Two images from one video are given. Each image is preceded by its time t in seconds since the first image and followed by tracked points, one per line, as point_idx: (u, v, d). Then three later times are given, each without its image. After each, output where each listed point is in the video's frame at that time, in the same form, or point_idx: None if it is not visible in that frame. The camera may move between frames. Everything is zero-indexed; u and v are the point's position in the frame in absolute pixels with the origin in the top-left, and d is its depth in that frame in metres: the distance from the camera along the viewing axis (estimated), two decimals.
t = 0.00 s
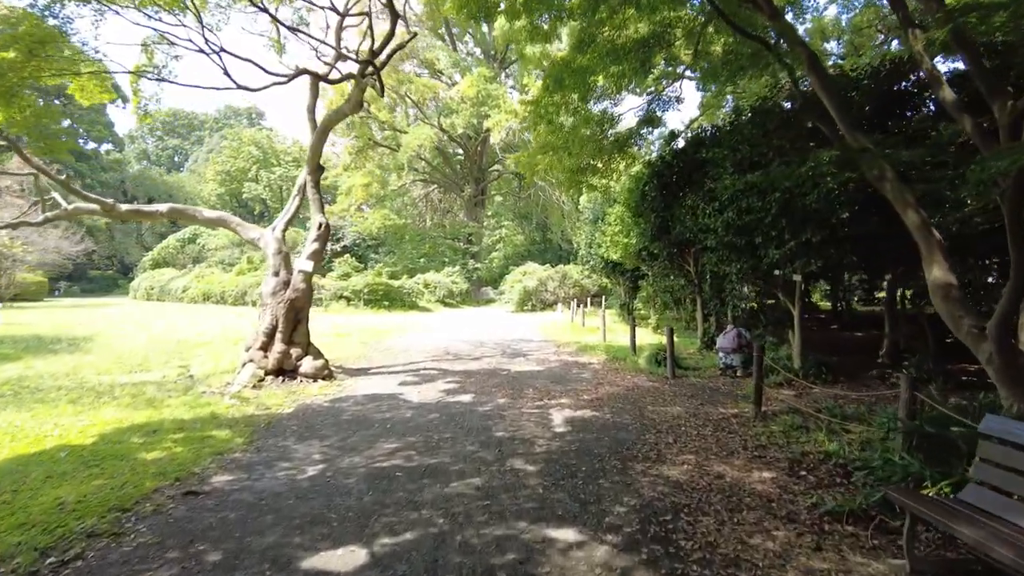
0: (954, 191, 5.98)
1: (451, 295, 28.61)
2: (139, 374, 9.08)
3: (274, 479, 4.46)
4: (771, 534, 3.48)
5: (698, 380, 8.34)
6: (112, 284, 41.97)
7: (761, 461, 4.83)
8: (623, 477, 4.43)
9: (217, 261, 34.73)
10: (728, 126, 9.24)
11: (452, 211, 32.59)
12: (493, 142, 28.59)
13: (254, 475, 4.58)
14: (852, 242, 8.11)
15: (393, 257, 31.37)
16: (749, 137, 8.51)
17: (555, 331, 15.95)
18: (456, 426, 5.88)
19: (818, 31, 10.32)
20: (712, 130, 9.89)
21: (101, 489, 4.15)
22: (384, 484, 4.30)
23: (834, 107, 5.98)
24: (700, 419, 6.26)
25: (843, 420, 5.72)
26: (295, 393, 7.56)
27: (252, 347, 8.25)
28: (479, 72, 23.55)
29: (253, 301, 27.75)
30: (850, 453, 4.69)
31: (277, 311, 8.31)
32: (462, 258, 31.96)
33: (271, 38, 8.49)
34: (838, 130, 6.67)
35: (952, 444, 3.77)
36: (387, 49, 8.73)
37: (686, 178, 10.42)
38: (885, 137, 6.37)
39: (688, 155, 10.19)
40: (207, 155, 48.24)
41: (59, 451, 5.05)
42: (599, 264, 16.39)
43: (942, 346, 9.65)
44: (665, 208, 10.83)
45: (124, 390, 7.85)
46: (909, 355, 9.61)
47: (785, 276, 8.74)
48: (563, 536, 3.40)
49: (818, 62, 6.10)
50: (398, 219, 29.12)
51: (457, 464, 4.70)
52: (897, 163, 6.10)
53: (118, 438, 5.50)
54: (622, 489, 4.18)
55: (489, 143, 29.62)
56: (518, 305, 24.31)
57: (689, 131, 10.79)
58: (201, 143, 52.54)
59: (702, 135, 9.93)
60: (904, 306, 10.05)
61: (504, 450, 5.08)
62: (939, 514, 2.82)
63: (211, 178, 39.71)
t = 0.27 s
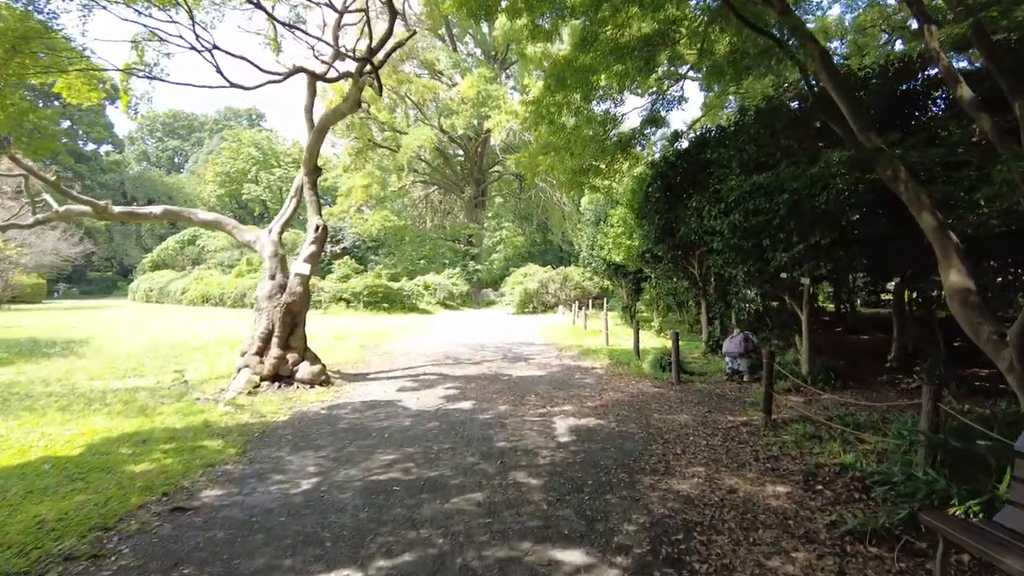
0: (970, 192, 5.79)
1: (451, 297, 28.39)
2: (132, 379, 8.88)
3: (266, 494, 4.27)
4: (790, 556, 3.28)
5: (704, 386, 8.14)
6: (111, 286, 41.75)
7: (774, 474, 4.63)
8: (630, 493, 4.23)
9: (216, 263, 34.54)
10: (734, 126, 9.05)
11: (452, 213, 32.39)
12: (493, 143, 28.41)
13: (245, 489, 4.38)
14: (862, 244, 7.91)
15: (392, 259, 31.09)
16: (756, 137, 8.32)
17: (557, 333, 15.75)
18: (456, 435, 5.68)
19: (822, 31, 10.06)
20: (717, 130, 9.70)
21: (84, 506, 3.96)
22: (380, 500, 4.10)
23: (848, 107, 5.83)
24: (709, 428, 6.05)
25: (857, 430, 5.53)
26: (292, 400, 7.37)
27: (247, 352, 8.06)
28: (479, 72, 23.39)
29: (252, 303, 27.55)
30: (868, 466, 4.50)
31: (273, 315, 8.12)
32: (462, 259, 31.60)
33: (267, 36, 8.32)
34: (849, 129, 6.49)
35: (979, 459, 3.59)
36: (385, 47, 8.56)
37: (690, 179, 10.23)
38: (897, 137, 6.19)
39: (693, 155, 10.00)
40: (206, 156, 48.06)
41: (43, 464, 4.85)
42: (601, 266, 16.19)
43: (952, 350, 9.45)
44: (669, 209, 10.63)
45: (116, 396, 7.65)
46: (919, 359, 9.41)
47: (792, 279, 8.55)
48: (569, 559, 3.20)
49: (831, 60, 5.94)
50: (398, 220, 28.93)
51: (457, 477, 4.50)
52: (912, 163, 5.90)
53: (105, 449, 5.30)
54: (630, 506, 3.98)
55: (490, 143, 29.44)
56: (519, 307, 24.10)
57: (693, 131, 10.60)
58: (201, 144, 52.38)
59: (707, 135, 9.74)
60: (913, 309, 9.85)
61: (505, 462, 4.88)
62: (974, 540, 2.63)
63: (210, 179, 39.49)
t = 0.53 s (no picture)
0: (988, 189, 5.60)
1: (451, 297, 28.18)
2: (126, 381, 8.69)
3: (258, 503, 4.07)
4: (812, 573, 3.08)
5: (712, 389, 7.92)
6: (110, 286, 41.54)
7: (789, 482, 4.43)
8: (641, 503, 4.03)
9: (215, 263, 34.35)
10: (742, 123, 8.86)
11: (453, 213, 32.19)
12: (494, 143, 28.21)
13: (236, 498, 4.17)
14: (873, 244, 7.72)
15: (392, 259, 30.97)
16: (764, 134, 8.13)
17: (558, 334, 15.57)
18: (456, 440, 5.48)
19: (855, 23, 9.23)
20: (723, 127, 9.50)
21: (66, 515, 3.76)
22: (377, 510, 3.90)
23: (863, 102, 5.65)
24: (718, 432, 5.86)
25: (872, 435, 5.33)
26: (288, 403, 7.17)
27: (243, 353, 7.86)
28: (480, 72, 23.18)
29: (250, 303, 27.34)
30: (888, 474, 4.29)
31: (269, 315, 7.92)
32: (463, 259, 31.45)
33: (264, 31, 8.16)
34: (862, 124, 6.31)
35: (1009, 467, 3.40)
36: (383, 42, 8.37)
37: (695, 177, 10.04)
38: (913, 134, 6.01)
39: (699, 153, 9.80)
40: (206, 156, 47.87)
41: (26, 471, 4.64)
42: (603, 266, 15.99)
43: (964, 352, 9.25)
44: (674, 208, 10.44)
45: (108, 399, 7.46)
46: (929, 361, 9.21)
47: (801, 279, 8.35)
48: None
49: (843, 54, 5.80)
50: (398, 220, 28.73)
51: (458, 486, 4.30)
52: (928, 159, 5.71)
53: (92, 454, 5.09)
54: (639, 517, 3.79)
55: (490, 143, 29.24)
56: (520, 308, 23.88)
57: (698, 129, 10.42)
58: (201, 144, 52.17)
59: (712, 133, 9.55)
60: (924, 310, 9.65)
61: (508, 469, 4.68)
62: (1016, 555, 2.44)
63: (210, 179, 39.28)
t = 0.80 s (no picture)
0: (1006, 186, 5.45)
1: (452, 298, 28.01)
2: (121, 382, 8.52)
3: (254, 511, 3.91)
4: None
5: (719, 391, 7.76)
6: (109, 286, 41.36)
7: (806, 489, 4.26)
8: (652, 510, 3.86)
9: (214, 263, 34.19)
10: (749, 120, 8.70)
11: (453, 213, 32.03)
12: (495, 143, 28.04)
13: (231, 506, 4.00)
14: (884, 243, 7.56)
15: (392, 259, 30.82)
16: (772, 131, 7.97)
17: (560, 334, 15.43)
18: (459, 444, 5.32)
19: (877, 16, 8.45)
20: (729, 125, 9.35)
21: (52, 524, 3.59)
22: (378, 519, 3.73)
23: (877, 97, 5.51)
24: (728, 436, 5.70)
25: (888, 439, 5.17)
26: (287, 404, 7.01)
27: (240, 354, 7.69)
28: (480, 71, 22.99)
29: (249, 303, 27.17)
30: (908, 481, 4.13)
31: (267, 315, 7.76)
32: (463, 259, 31.28)
33: (263, 25, 7.99)
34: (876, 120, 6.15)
35: None
36: (384, 37, 8.21)
37: (700, 175, 9.88)
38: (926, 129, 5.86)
39: (704, 151, 9.64)
40: (206, 155, 47.70)
41: (13, 476, 4.48)
42: (605, 266, 15.83)
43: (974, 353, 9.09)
44: (679, 207, 10.28)
45: (102, 401, 7.29)
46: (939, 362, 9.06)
47: (809, 279, 8.19)
48: None
49: (857, 47, 5.68)
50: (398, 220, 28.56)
51: (461, 492, 4.14)
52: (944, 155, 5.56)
53: (83, 459, 4.92)
54: (652, 526, 3.62)
55: (491, 143, 29.07)
56: (520, 308, 23.71)
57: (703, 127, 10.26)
58: (200, 144, 51.95)
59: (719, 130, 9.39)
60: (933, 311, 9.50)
61: (513, 475, 4.51)
62: None
63: (209, 179, 39.09)
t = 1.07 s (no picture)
0: None
1: (452, 298, 27.85)
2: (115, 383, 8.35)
3: (247, 520, 3.74)
4: None
5: (726, 393, 7.59)
6: (108, 286, 41.18)
7: (823, 497, 4.10)
8: (664, 521, 3.69)
9: (213, 263, 34.03)
10: (756, 117, 8.54)
11: (453, 213, 31.87)
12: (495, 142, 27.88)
13: (223, 515, 3.83)
14: (895, 241, 7.40)
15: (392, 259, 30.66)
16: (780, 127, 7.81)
17: (561, 335, 15.28)
18: (460, 449, 5.15)
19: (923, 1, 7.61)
20: (735, 122, 9.18)
21: (34, 535, 3.42)
22: (377, 529, 3.57)
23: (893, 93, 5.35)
24: (739, 441, 5.53)
25: (905, 444, 5.01)
26: (284, 407, 6.84)
27: (236, 355, 7.52)
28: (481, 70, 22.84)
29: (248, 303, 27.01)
30: (931, 489, 3.96)
31: (264, 315, 7.59)
32: (463, 260, 31.10)
33: (260, 19, 7.83)
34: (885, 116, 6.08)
35: None
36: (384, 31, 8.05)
37: (705, 173, 9.71)
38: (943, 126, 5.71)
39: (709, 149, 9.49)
40: (205, 155, 47.56)
41: None
42: (607, 266, 15.66)
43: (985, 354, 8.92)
44: (683, 206, 10.11)
45: (95, 403, 7.12)
46: (949, 364, 8.89)
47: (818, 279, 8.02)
48: None
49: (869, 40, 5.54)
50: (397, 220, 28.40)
51: (464, 501, 3.97)
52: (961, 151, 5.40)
53: (71, 465, 4.75)
54: (664, 537, 3.45)
55: (491, 142, 28.92)
56: (521, 308, 23.53)
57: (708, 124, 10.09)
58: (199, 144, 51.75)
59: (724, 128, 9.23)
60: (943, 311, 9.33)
61: (517, 482, 4.34)
62: None
63: (208, 179, 38.93)
